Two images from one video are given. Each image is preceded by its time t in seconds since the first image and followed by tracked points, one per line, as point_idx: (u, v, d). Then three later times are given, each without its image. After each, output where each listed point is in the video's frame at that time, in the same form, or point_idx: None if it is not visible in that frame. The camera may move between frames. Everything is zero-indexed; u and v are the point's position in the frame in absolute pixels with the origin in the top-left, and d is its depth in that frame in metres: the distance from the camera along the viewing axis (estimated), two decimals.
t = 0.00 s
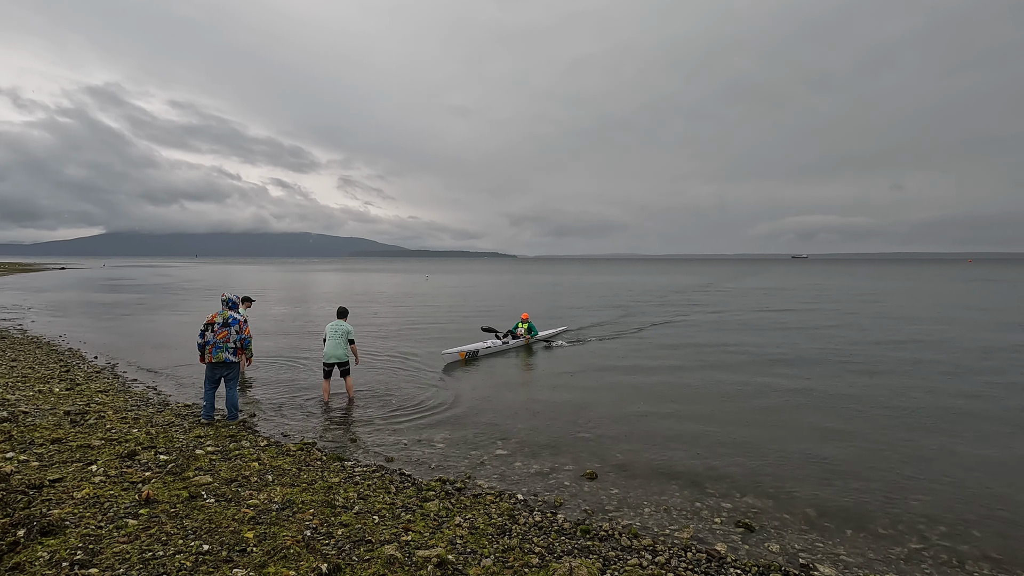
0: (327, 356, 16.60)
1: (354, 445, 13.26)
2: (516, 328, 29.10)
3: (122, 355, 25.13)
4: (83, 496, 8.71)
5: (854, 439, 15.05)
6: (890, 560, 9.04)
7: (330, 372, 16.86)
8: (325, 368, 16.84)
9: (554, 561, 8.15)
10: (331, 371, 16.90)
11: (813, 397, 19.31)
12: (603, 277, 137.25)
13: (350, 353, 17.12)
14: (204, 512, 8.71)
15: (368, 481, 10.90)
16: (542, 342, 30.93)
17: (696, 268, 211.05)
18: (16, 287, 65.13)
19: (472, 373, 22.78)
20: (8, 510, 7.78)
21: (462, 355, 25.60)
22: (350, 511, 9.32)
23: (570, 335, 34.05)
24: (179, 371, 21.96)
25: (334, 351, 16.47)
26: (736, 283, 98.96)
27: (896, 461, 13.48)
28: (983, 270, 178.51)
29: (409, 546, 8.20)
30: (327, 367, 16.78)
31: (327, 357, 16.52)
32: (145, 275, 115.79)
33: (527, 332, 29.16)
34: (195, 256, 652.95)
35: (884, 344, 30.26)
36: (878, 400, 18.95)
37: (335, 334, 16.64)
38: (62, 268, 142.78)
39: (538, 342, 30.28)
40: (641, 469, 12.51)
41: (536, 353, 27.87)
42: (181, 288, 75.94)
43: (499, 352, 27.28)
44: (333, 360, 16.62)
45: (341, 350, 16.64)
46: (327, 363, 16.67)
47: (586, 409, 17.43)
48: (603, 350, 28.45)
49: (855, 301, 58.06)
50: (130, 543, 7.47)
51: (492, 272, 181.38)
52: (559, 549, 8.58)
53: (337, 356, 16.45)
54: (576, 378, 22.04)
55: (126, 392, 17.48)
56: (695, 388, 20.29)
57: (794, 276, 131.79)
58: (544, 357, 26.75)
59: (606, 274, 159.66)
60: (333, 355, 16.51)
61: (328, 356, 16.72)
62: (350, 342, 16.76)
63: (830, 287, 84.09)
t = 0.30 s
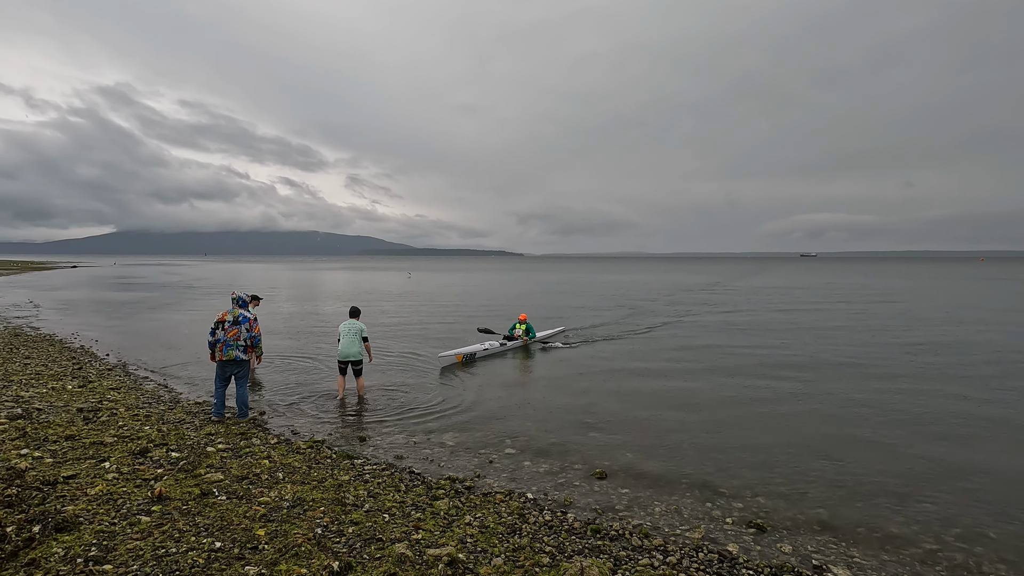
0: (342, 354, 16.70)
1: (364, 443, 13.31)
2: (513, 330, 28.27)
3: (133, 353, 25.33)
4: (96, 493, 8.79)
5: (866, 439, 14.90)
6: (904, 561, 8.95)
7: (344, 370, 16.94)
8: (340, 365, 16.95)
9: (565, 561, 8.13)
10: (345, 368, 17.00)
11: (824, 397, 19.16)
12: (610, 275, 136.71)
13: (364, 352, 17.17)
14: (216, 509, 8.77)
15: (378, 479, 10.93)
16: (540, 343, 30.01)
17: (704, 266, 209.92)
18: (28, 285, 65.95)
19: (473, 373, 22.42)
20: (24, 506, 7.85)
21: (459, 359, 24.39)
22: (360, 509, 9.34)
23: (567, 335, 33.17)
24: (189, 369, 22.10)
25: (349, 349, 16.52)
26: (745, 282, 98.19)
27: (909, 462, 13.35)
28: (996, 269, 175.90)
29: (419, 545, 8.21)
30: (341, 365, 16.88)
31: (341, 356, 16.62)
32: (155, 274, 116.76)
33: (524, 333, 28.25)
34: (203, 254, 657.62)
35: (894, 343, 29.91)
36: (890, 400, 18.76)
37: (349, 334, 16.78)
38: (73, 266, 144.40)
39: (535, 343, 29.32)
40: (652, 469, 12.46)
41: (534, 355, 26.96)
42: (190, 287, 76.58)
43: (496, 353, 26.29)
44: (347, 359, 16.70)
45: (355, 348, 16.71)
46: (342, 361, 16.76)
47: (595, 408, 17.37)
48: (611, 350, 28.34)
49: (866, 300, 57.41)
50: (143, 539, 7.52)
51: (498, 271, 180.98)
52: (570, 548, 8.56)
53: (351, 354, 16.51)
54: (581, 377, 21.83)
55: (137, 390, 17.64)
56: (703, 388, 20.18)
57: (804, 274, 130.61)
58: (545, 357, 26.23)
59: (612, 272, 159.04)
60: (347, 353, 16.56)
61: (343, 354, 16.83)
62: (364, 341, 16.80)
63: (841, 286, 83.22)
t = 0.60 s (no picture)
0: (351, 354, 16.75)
1: (372, 440, 13.33)
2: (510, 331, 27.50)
3: (143, 350, 25.54)
4: (108, 488, 8.86)
5: (878, 438, 14.72)
6: (917, 561, 8.83)
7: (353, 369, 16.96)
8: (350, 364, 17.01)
9: (574, 558, 8.09)
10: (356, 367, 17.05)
11: (834, 395, 18.96)
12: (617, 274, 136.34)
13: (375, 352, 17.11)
14: (226, 505, 8.81)
15: (387, 476, 10.95)
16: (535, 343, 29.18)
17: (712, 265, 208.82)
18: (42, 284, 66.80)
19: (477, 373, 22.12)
20: (36, 501, 7.92)
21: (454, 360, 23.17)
22: (369, 505, 9.35)
23: (563, 336, 32.31)
24: (199, 366, 22.26)
25: (359, 348, 16.51)
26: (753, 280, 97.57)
27: (922, 461, 13.18)
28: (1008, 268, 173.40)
29: (428, 541, 8.21)
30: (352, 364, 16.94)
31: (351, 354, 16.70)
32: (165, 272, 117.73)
33: (522, 333, 27.57)
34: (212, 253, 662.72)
35: (906, 342, 29.53)
36: (902, 400, 18.52)
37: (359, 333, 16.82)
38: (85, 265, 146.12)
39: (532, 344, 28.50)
40: (660, 467, 12.38)
41: (531, 356, 26.04)
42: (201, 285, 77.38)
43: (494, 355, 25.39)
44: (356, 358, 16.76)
45: (364, 348, 16.72)
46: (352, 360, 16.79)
47: (603, 406, 17.29)
48: (619, 348, 28.19)
49: (877, 299, 56.83)
50: (154, 534, 7.56)
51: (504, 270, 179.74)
52: (579, 546, 8.52)
53: (362, 353, 16.52)
54: (588, 376, 21.68)
55: (148, 386, 17.79)
56: (712, 387, 20.03)
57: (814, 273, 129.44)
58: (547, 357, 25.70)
59: (619, 271, 158.42)
60: (357, 352, 16.59)
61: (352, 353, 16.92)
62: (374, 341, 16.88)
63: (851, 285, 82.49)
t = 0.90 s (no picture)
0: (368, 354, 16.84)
1: (381, 438, 13.41)
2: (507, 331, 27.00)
3: (153, 348, 25.75)
4: (120, 485, 8.96)
5: (889, 438, 14.60)
6: (929, 562, 8.77)
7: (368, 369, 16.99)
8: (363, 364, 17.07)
9: (583, 557, 8.09)
10: (369, 367, 17.16)
11: (844, 396, 18.79)
12: (624, 273, 135.71)
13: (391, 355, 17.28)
14: (236, 502, 8.88)
15: (395, 474, 11.00)
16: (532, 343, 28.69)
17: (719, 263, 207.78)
18: (55, 282, 67.74)
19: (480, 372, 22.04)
20: (50, 497, 8.03)
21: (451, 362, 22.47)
22: (378, 503, 9.41)
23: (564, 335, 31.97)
24: (208, 364, 22.43)
25: (377, 348, 16.80)
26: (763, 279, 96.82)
27: (934, 462, 13.06)
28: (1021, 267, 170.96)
29: (437, 540, 8.23)
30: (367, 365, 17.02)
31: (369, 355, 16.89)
32: (174, 271, 118.79)
33: (519, 333, 27.05)
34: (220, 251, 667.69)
35: (917, 342, 29.19)
36: (914, 400, 18.32)
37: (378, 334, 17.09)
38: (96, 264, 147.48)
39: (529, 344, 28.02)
40: (669, 466, 12.36)
41: (529, 356, 25.58)
42: (210, 283, 78.07)
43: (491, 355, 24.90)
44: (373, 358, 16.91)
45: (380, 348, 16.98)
46: (368, 360, 16.87)
47: (612, 406, 17.26)
48: (626, 348, 28.08)
49: (887, 297, 56.26)
50: (166, 531, 7.64)
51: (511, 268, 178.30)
52: (587, 545, 8.52)
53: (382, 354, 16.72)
54: (594, 375, 21.66)
55: (159, 384, 17.97)
56: (720, 387, 19.92)
57: (824, 271, 128.00)
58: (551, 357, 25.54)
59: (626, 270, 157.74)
60: (375, 352, 16.83)
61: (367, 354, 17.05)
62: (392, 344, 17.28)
63: (862, 283, 81.80)
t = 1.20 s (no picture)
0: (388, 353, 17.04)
1: (388, 436, 13.46)
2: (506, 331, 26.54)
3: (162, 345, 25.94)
4: (131, 480, 9.06)
5: (900, 438, 14.44)
6: (940, 561, 8.68)
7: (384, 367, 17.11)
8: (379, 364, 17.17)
9: (590, 555, 8.09)
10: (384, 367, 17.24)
11: (854, 395, 18.60)
12: (631, 271, 135.15)
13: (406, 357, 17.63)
14: (245, 498, 8.94)
15: (403, 471, 11.05)
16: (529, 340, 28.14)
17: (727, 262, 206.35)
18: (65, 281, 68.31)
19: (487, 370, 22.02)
20: (62, 492, 8.12)
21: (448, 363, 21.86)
22: (385, 500, 9.44)
23: (569, 334, 31.83)
24: (217, 361, 22.59)
25: (397, 347, 17.18)
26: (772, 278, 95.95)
27: (945, 461, 12.92)
28: None
29: (444, 537, 8.25)
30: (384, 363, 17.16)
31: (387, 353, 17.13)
32: (183, 269, 119.88)
33: (518, 334, 26.66)
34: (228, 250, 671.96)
35: (929, 341, 28.81)
36: (925, 399, 18.11)
37: (396, 335, 17.49)
38: (106, 262, 148.85)
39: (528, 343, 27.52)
40: (676, 464, 12.32)
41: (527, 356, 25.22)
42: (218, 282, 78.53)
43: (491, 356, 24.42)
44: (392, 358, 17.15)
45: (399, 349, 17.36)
46: (386, 358, 17.04)
47: (618, 404, 17.21)
48: (633, 347, 27.98)
49: (898, 296, 55.55)
50: (176, 526, 7.71)
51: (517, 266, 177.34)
52: (595, 543, 8.51)
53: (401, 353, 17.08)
54: (601, 374, 21.57)
55: (168, 381, 18.12)
56: (729, 385, 19.80)
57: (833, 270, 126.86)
58: (556, 356, 25.43)
59: (633, 268, 157.10)
60: (393, 352, 17.14)
61: (384, 353, 17.20)
62: (407, 347, 17.77)
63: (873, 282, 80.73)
